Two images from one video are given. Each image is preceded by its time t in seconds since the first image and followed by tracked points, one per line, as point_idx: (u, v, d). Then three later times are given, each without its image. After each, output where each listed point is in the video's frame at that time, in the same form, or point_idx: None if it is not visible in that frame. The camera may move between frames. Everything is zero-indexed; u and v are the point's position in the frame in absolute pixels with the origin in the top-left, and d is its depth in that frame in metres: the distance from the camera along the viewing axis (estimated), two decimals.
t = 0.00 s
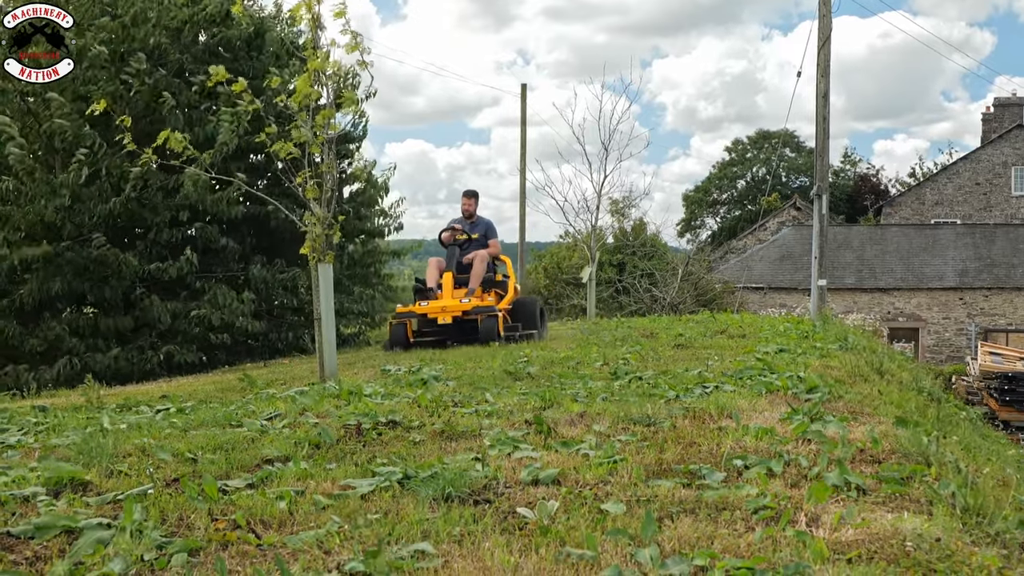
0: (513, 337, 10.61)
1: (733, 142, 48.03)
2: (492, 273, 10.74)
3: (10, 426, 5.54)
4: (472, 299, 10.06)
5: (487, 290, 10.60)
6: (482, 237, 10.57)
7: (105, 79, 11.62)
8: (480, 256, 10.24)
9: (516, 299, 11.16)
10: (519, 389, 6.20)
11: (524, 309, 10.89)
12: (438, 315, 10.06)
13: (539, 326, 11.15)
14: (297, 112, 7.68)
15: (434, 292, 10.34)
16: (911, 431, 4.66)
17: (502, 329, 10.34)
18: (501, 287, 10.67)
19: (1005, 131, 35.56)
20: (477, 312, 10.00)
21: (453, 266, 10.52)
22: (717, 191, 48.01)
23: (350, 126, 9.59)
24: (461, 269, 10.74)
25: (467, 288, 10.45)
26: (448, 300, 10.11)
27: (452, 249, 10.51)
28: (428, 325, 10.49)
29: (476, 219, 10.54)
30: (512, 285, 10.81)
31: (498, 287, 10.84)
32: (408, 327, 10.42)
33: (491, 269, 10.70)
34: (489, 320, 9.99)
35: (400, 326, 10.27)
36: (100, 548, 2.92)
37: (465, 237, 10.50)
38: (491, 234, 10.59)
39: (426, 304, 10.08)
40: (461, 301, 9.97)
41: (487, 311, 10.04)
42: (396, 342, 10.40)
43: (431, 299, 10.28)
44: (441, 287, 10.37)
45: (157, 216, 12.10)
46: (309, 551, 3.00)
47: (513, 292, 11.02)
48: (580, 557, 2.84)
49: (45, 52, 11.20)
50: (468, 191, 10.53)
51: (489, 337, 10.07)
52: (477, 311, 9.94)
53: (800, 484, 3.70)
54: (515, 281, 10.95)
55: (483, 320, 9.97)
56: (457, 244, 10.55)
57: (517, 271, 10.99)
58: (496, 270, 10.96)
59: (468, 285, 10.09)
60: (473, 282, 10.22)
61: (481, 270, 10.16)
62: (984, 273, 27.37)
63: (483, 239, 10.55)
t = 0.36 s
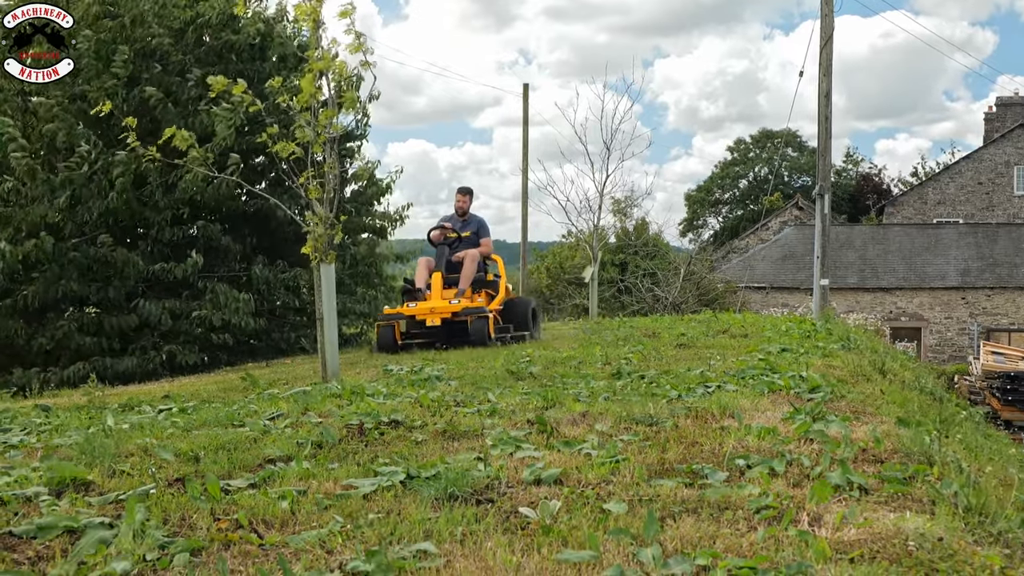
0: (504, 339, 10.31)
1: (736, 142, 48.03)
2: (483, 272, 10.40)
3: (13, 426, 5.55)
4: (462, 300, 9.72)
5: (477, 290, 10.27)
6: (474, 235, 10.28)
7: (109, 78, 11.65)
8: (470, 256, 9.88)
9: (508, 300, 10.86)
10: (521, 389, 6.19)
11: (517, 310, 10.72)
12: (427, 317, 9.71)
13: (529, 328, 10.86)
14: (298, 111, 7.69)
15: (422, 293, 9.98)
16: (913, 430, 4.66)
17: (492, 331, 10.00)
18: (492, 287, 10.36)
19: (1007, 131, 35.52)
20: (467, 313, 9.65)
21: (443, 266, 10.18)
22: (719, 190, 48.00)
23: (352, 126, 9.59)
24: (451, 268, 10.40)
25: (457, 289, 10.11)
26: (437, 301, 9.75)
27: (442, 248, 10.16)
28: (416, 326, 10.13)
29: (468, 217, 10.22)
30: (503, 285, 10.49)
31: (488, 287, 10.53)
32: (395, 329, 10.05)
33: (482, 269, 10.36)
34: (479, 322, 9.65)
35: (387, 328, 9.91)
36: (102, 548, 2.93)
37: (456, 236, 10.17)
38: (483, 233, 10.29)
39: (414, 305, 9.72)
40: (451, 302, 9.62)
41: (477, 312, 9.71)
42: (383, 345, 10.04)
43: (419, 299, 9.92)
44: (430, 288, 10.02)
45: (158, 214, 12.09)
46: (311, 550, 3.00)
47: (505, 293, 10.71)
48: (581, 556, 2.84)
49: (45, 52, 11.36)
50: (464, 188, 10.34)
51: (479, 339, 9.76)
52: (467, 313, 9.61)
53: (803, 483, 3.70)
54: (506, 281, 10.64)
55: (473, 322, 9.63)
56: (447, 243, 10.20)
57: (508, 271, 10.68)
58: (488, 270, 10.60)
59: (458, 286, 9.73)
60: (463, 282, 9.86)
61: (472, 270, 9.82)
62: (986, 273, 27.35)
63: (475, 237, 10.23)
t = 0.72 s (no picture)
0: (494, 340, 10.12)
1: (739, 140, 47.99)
2: (474, 271, 10.24)
3: (17, 424, 5.56)
4: (452, 300, 9.54)
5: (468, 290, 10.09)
6: (465, 232, 10.21)
7: (112, 78, 11.67)
8: (462, 253, 9.75)
9: (500, 300, 10.68)
10: (523, 388, 6.19)
11: (509, 309, 10.56)
12: (416, 318, 9.50)
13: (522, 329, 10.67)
14: (300, 109, 7.68)
15: (411, 292, 9.79)
16: (916, 429, 4.66)
17: (483, 332, 9.80)
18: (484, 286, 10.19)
19: (1011, 129, 35.45)
20: (457, 315, 9.46)
21: (433, 265, 10.01)
22: (722, 189, 47.94)
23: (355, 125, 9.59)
24: (441, 267, 10.22)
25: (447, 289, 9.93)
26: (426, 302, 9.55)
27: (432, 246, 10.00)
28: (404, 327, 9.94)
29: (460, 214, 10.16)
30: (495, 284, 10.32)
31: (479, 286, 10.33)
32: (383, 331, 9.85)
33: (473, 268, 10.19)
34: (469, 324, 9.46)
35: (375, 330, 9.70)
36: (105, 546, 2.94)
37: (446, 233, 10.03)
38: (474, 231, 10.20)
39: (403, 306, 9.51)
40: (440, 303, 9.42)
41: (467, 313, 9.52)
42: (370, 347, 9.82)
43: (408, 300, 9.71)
44: (419, 287, 9.83)
45: (160, 212, 12.09)
46: (314, 549, 3.00)
47: (496, 292, 10.53)
48: (584, 555, 2.84)
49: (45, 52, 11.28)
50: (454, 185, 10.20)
51: (469, 342, 9.56)
52: (457, 314, 9.42)
53: (806, 482, 3.69)
54: (497, 280, 10.46)
55: (463, 324, 9.43)
56: (437, 241, 10.05)
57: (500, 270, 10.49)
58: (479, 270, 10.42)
59: (447, 286, 9.54)
60: (454, 282, 9.68)
61: (462, 269, 9.64)
62: (989, 272, 27.31)
63: (466, 235, 10.15)
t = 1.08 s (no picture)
0: (484, 341, 9.81)
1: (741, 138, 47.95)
2: (463, 269, 9.86)
3: (20, 422, 5.56)
4: (440, 300, 9.20)
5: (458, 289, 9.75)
6: (455, 229, 9.83)
7: (114, 76, 11.70)
8: (451, 252, 9.34)
9: (491, 299, 10.34)
10: (526, 386, 6.18)
11: (501, 309, 10.26)
12: (403, 318, 9.18)
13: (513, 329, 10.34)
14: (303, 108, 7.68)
15: (398, 291, 9.47)
16: (920, 427, 4.65)
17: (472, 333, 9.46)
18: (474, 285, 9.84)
19: (1014, 127, 35.39)
20: (445, 315, 9.12)
21: (421, 263, 9.68)
22: (725, 187, 47.89)
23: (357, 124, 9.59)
24: (430, 265, 9.89)
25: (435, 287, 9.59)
26: (414, 301, 9.22)
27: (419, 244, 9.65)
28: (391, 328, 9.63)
29: (451, 210, 9.77)
30: (485, 283, 9.97)
31: (469, 285, 9.97)
32: (368, 332, 9.53)
33: (463, 266, 9.84)
34: (457, 324, 9.12)
35: (360, 330, 9.39)
36: (108, 544, 2.93)
37: (435, 230, 9.67)
38: (465, 228, 9.82)
39: (389, 305, 9.19)
40: (427, 303, 9.09)
41: (455, 313, 9.20)
42: (355, 348, 9.50)
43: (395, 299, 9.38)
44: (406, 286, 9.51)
45: (163, 211, 12.09)
46: (317, 547, 3.00)
47: (488, 290, 10.20)
48: (588, 552, 2.83)
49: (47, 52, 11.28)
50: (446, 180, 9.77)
51: (457, 343, 9.23)
52: (445, 314, 9.10)
53: (809, 480, 3.69)
54: (488, 278, 10.11)
55: (451, 324, 9.08)
56: (425, 239, 9.70)
57: (491, 268, 10.14)
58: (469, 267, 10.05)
59: (435, 285, 9.19)
60: (442, 281, 9.32)
61: (451, 268, 9.30)
62: (992, 270, 27.28)
63: (457, 232, 9.77)
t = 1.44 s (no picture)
0: (472, 344, 9.62)
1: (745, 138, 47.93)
2: (453, 270, 9.67)
3: (25, 422, 5.58)
4: (427, 302, 8.97)
5: (446, 290, 9.57)
6: (445, 228, 9.68)
7: (119, 76, 11.73)
8: (439, 251, 9.15)
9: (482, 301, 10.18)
10: (530, 386, 6.18)
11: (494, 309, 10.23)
12: (388, 320, 8.94)
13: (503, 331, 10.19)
14: (308, 108, 7.68)
15: (384, 292, 9.24)
16: (924, 427, 4.64)
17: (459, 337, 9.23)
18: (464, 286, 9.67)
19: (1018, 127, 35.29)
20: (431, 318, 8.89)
21: (408, 263, 9.48)
22: (729, 187, 47.85)
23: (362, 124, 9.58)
24: (418, 265, 9.70)
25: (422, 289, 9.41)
26: (400, 303, 8.99)
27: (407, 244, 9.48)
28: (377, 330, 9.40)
29: (440, 209, 9.63)
30: (475, 284, 9.81)
31: (459, 286, 9.79)
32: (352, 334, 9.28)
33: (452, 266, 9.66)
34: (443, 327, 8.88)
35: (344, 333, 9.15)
36: (113, 544, 2.94)
37: (423, 230, 9.49)
38: (454, 227, 9.68)
39: (374, 307, 8.95)
40: (414, 305, 8.86)
41: (442, 315, 9.00)
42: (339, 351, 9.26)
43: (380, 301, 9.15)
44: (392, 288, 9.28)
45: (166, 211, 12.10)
46: (321, 547, 3.00)
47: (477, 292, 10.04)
48: (592, 552, 2.83)
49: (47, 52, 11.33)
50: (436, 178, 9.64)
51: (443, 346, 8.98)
52: (431, 316, 8.88)
53: (813, 480, 3.68)
54: (478, 279, 9.95)
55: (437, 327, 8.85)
56: (413, 238, 9.53)
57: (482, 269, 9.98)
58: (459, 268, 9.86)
59: (421, 286, 8.97)
60: (430, 282, 9.11)
61: (439, 268, 9.12)
62: (997, 269, 27.22)
63: (447, 231, 9.62)
